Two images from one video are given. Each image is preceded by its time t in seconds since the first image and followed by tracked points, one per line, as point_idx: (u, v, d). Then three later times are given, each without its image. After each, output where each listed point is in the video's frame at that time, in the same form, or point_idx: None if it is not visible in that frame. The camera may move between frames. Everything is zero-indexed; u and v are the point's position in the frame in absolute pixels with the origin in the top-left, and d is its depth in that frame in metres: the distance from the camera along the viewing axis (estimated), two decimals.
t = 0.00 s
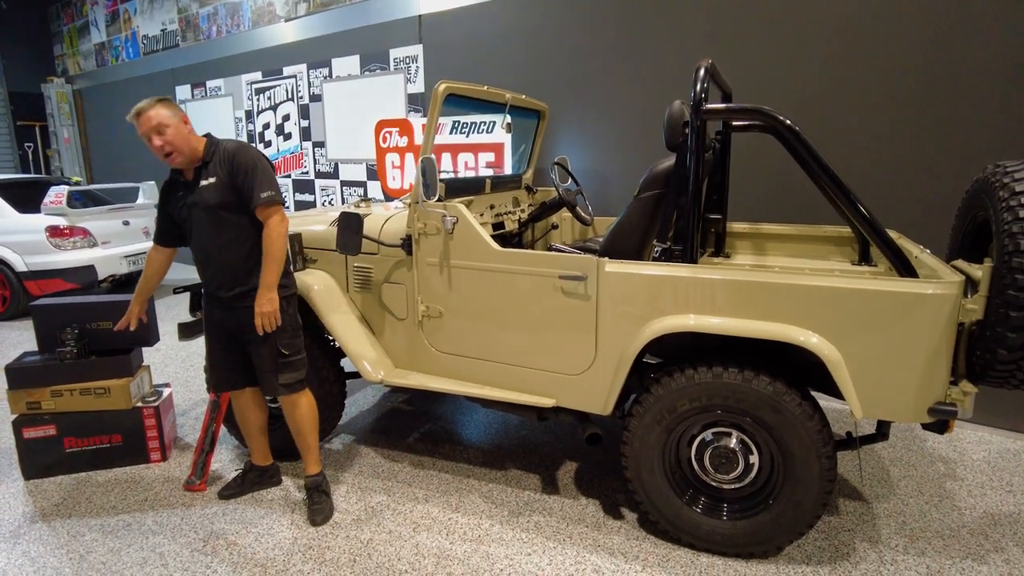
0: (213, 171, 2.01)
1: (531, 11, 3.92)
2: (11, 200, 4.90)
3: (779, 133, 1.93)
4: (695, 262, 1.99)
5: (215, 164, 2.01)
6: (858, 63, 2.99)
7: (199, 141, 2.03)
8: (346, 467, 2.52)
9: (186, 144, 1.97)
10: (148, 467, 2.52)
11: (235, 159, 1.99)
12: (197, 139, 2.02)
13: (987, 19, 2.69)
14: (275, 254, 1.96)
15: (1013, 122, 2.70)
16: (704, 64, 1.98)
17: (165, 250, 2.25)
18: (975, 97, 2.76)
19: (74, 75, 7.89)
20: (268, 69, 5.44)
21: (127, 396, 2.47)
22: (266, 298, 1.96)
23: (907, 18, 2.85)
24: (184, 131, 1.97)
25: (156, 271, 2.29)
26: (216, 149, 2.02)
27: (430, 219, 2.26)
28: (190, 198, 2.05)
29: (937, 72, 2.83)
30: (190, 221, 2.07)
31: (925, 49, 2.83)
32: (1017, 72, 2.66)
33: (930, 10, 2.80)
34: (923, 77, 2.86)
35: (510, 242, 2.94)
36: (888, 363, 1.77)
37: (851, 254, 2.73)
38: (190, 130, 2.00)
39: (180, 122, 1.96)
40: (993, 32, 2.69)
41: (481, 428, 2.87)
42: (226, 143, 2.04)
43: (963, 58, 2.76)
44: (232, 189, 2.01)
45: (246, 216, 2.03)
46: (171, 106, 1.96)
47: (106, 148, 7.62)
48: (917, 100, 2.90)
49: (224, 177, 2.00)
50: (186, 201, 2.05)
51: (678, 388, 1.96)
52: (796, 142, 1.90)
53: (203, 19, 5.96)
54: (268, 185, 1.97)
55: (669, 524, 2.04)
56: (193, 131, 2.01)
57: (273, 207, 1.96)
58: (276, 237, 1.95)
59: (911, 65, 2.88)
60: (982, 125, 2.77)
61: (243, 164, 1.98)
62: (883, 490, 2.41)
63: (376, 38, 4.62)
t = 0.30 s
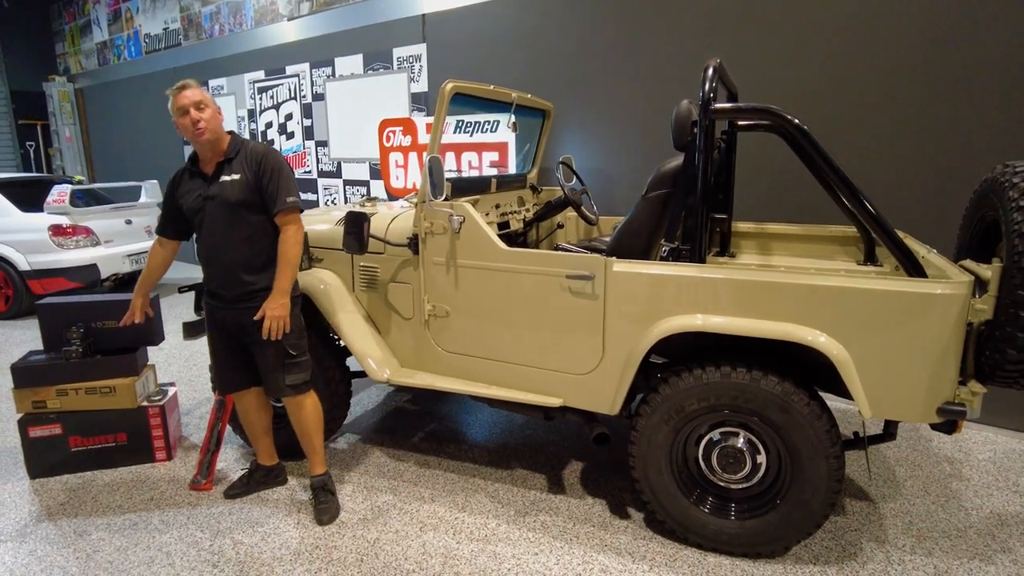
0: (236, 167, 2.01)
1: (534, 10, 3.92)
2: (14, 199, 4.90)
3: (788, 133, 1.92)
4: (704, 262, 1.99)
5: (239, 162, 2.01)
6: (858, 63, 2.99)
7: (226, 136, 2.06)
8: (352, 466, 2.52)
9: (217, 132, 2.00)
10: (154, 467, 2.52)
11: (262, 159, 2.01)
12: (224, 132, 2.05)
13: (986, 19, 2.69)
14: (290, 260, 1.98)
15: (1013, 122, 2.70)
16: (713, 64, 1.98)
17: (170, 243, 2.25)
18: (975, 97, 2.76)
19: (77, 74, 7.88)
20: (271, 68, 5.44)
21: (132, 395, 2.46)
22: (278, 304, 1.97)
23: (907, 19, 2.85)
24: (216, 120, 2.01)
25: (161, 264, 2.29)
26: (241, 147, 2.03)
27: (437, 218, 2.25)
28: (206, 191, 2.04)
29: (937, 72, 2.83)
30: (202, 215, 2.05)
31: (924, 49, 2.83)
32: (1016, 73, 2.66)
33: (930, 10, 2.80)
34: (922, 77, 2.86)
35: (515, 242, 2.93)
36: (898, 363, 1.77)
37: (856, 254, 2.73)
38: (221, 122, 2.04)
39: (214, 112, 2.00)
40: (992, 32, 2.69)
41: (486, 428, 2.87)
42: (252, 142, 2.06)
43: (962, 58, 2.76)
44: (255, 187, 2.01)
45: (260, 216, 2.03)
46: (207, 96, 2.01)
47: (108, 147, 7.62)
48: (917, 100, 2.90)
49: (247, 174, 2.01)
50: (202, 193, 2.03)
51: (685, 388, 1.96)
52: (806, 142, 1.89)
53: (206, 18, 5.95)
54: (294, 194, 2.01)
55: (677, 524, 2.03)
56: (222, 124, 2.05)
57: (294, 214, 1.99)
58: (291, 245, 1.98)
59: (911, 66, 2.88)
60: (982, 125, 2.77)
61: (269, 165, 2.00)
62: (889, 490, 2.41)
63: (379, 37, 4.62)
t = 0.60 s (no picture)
0: (257, 167, 2.00)
1: (539, 9, 3.91)
2: (19, 197, 4.90)
3: (801, 131, 1.91)
4: (717, 261, 1.98)
5: (259, 163, 2.00)
6: (858, 63, 3.00)
7: (248, 134, 2.04)
8: (360, 465, 2.51)
9: (239, 130, 1.98)
10: (161, 466, 2.51)
11: (284, 161, 1.99)
12: (246, 130, 2.03)
13: (985, 19, 2.70)
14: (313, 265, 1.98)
15: (1018, 122, 2.69)
16: (726, 62, 1.97)
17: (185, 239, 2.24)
18: (981, 96, 2.75)
19: (80, 73, 7.88)
20: (275, 67, 5.42)
21: (140, 394, 2.45)
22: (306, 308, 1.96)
23: (907, 19, 2.85)
24: (240, 117, 1.99)
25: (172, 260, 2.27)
26: (264, 146, 2.02)
27: (446, 217, 2.24)
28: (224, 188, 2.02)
29: (937, 71, 2.84)
30: (220, 212, 2.03)
31: (924, 49, 2.84)
32: (1016, 72, 2.67)
33: (936, 9, 2.79)
34: (922, 77, 2.87)
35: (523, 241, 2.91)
36: (912, 363, 1.76)
37: (866, 253, 2.72)
38: (244, 119, 2.02)
39: (237, 109, 1.98)
40: (990, 32, 2.70)
41: (494, 427, 2.86)
42: (275, 142, 2.04)
43: (962, 58, 2.77)
44: (275, 188, 1.99)
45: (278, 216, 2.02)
46: (232, 92, 1.98)
47: (111, 146, 7.62)
48: (916, 100, 2.91)
49: (268, 175, 1.99)
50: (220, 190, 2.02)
51: (698, 388, 1.95)
52: (819, 140, 1.88)
53: (210, 17, 5.94)
54: (315, 196, 2.00)
55: (688, 525, 2.02)
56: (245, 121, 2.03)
57: (316, 216, 1.98)
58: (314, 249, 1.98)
59: (910, 66, 2.89)
60: (983, 125, 2.78)
61: (291, 167, 1.99)
62: (900, 491, 2.40)
63: (384, 36, 4.61)
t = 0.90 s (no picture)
0: (296, 167, 1.97)
1: (549, 7, 3.88)
2: (27, 195, 4.89)
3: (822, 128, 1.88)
4: (736, 261, 1.96)
5: (299, 162, 1.97)
6: (858, 64, 3.01)
7: (289, 132, 2.03)
8: (372, 466, 2.49)
9: (280, 127, 1.97)
10: (172, 466, 2.49)
11: (324, 162, 1.96)
12: (288, 129, 2.02)
13: (986, 19, 2.71)
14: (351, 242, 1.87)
15: None
16: (746, 59, 1.95)
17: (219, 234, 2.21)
18: (998, 94, 2.73)
19: (86, 72, 7.88)
20: (283, 65, 5.41)
21: (151, 393, 2.43)
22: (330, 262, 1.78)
23: (923, 16, 2.83)
24: (282, 115, 1.98)
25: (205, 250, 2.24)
26: (306, 146, 2.00)
27: (461, 215, 2.22)
28: (260, 186, 1.99)
29: (937, 71, 2.85)
30: (253, 210, 2.00)
31: (923, 49, 2.86)
32: (1016, 72, 2.69)
33: (953, 7, 2.76)
34: (921, 77, 2.89)
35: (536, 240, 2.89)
36: (936, 364, 1.73)
37: (882, 253, 2.69)
38: (286, 117, 2.01)
39: (281, 106, 1.97)
40: (998, 31, 2.69)
41: (506, 427, 2.84)
42: (316, 144, 2.02)
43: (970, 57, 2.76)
44: (313, 189, 1.96)
45: (312, 217, 1.98)
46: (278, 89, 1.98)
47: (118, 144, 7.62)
48: (917, 99, 2.91)
49: (307, 175, 1.96)
50: (257, 187, 1.99)
51: (718, 389, 1.92)
52: (841, 138, 1.85)
53: (217, 15, 5.93)
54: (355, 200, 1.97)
55: (706, 527, 2.00)
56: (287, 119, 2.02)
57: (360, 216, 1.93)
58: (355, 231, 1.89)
59: (911, 66, 2.90)
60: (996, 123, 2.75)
61: (331, 168, 1.96)
62: (919, 493, 2.37)
63: (393, 34, 4.59)
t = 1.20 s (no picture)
0: (346, 167, 1.90)
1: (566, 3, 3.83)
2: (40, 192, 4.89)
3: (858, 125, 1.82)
4: (767, 261, 1.93)
5: (349, 163, 1.90)
6: (869, 62, 3.01)
7: (339, 128, 1.96)
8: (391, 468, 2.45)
9: (331, 123, 1.90)
10: (187, 466, 2.46)
11: (374, 164, 1.89)
12: (338, 124, 1.95)
13: (985, 18, 2.73)
14: (385, 247, 1.79)
15: None
16: (779, 54, 1.90)
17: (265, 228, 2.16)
18: None
19: (98, 69, 7.90)
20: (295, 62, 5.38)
21: (167, 393, 2.40)
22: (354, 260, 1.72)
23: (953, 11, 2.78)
24: (333, 110, 1.91)
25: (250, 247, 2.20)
26: (357, 146, 1.92)
27: (483, 213, 2.17)
28: (307, 184, 1.93)
29: (936, 71, 2.88)
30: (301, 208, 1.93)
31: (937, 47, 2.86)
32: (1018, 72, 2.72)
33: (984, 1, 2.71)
34: (921, 77, 2.91)
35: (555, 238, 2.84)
36: (976, 368, 1.66)
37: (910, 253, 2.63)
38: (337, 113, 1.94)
39: (332, 101, 1.90)
40: None
41: (525, 429, 2.79)
42: (367, 143, 1.95)
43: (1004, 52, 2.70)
44: (363, 192, 1.89)
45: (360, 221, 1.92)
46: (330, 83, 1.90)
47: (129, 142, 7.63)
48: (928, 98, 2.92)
49: (356, 176, 1.89)
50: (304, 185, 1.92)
51: (749, 392, 1.87)
52: (879, 135, 1.78)
53: (229, 12, 5.90)
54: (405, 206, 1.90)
55: (734, 533, 1.95)
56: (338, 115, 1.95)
57: (402, 227, 1.86)
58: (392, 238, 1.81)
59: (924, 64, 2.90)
60: None
61: (381, 171, 1.88)
62: (951, 500, 2.31)
63: (407, 30, 4.55)
